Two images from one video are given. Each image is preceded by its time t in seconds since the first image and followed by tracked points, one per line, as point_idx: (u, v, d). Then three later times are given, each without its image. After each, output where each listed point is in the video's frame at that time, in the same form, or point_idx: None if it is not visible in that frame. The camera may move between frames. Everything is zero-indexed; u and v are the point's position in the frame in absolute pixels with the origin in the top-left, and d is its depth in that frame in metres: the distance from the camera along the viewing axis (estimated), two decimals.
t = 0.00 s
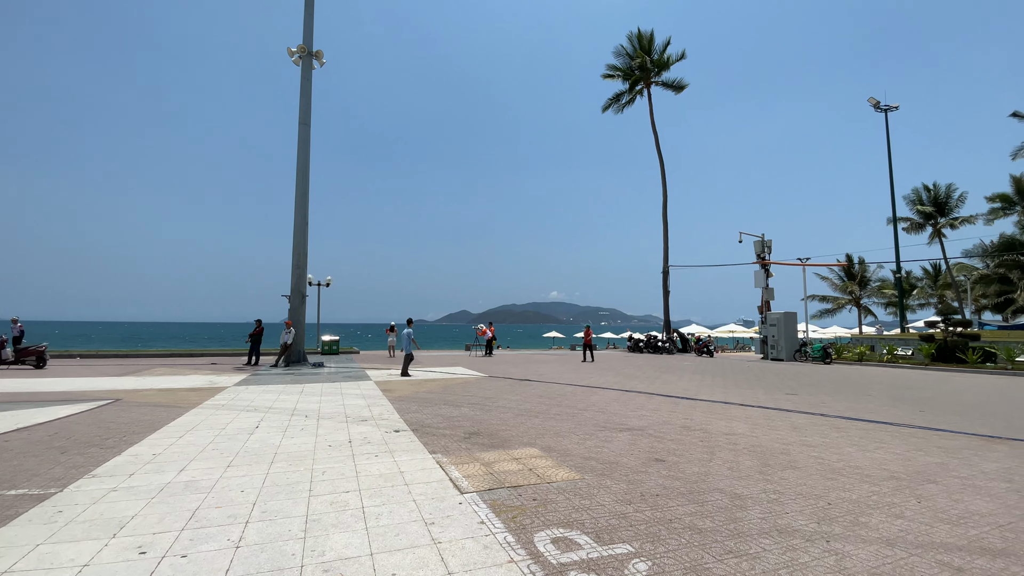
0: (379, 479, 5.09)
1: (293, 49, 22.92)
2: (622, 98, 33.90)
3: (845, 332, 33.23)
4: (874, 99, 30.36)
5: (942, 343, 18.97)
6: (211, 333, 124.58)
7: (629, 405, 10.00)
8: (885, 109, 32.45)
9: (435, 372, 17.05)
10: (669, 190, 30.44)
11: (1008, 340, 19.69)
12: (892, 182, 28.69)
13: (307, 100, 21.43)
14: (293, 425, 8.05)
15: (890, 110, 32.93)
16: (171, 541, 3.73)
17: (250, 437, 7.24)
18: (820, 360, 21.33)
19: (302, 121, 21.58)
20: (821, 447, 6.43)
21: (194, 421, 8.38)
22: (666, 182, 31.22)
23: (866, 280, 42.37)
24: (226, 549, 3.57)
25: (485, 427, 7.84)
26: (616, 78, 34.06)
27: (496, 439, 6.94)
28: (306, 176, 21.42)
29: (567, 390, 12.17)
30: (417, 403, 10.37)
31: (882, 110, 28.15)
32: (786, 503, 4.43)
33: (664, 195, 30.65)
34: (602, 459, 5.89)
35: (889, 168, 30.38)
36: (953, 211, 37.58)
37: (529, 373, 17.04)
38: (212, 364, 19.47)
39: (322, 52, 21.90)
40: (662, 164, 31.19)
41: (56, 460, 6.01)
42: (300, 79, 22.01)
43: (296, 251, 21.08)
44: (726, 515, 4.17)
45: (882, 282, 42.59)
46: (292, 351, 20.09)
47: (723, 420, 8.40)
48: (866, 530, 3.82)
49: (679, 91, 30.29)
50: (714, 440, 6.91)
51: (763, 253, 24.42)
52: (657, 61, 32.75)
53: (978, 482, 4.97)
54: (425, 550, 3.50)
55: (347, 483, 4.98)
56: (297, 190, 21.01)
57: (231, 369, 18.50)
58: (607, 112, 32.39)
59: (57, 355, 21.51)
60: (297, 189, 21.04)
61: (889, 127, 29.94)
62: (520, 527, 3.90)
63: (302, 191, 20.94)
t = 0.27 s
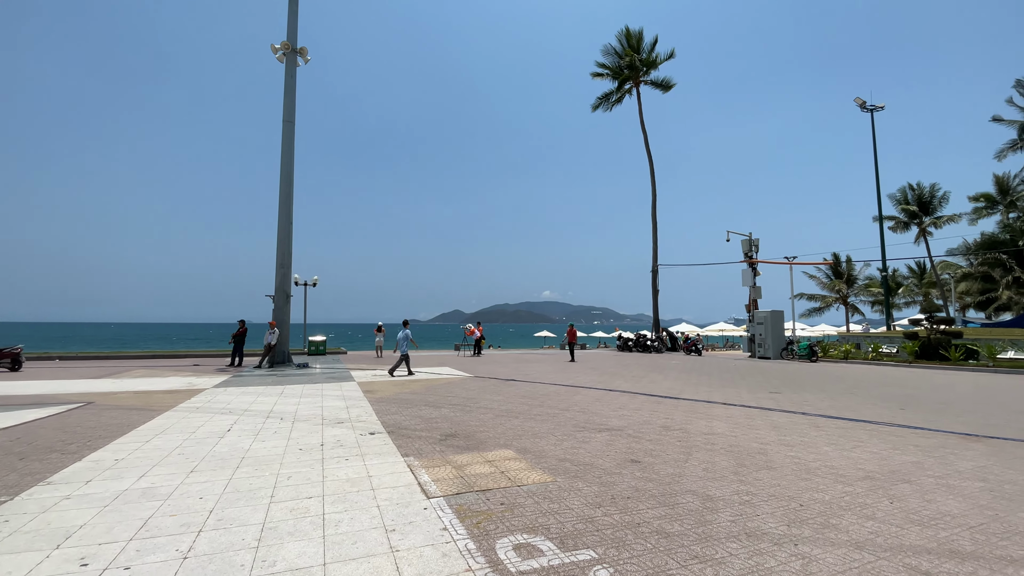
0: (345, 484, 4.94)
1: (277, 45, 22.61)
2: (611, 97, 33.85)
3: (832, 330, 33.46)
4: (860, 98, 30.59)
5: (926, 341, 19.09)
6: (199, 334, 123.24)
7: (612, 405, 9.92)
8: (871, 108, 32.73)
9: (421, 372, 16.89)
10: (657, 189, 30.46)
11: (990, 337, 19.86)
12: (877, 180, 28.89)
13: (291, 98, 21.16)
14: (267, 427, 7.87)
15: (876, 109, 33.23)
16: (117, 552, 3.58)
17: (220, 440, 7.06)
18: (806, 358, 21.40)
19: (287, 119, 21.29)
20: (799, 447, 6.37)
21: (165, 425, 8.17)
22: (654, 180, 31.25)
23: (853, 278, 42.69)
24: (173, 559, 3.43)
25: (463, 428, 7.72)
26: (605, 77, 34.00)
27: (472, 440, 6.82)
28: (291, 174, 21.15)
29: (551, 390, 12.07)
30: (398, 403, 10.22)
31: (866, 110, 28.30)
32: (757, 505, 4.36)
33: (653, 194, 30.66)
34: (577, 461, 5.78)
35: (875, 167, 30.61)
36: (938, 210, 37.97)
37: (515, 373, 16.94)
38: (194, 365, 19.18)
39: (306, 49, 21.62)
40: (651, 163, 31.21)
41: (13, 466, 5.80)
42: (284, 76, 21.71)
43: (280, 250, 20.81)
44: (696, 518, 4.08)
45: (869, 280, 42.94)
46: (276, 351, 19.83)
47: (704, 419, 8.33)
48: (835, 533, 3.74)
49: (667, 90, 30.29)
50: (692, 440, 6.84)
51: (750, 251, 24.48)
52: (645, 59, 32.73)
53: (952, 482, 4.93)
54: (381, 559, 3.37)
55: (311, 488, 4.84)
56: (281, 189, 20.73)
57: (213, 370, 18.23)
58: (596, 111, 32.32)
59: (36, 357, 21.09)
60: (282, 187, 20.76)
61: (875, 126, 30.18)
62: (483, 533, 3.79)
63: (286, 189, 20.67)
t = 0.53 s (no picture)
0: (310, 489, 4.79)
1: (261, 42, 22.29)
2: (600, 96, 33.79)
3: (820, 328, 33.66)
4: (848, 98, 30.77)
5: (910, 339, 19.19)
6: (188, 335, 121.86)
7: (595, 404, 9.82)
8: (859, 108, 32.97)
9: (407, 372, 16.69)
10: (646, 188, 30.46)
11: (974, 335, 20.03)
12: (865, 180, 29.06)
13: (276, 95, 20.85)
14: (240, 430, 7.68)
15: (863, 109, 33.50)
16: (60, 563, 3.42)
17: (189, 444, 6.86)
18: (793, 356, 21.46)
19: (271, 116, 21.00)
20: (779, 446, 6.30)
21: (136, 428, 7.96)
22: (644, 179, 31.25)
23: (841, 277, 42.99)
24: (118, 570, 3.27)
25: (442, 428, 7.58)
26: (594, 75, 33.93)
27: (448, 441, 6.68)
28: (275, 172, 20.86)
29: (535, 390, 11.95)
30: (379, 404, 10.05)
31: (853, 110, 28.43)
32: (732, 506, 4.26)
33: (642, 193, 30.66)
34: (553, 461, 5.67)
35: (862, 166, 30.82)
36: (923, 209, 38.33)
37: (502, 373, 16.81)
38: (177, 366, 18.88)
39: (291, 46, 21.33)
40: (640, 162, 31.21)
41: None
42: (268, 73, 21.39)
43: (264, 249, 20.51)
44: (669, 521, 3.97)
45: (857, 279, 43.26)
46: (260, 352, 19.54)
47: (686, 418, 8.25)
48: (809, 536, 3.65)
49: (656, 89, 30.28)
50: (672, 440, 6.74)
51: (738, 250, 24.52)
52: (635, 58, 32.72)
53: (930, 481, 4.86)
54: (336, 568, 3.23)
55: (274, 494, 4.70)
56: (265, 187, 20.44)
57: (195, 372, 17.91)
58: (585, 110, 32.25)
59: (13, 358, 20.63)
60: (266, 185, 20.48)
61: (862, 125, 30.40)
62: (446, 539, 3.65)
63: (271, 187, 20.38)
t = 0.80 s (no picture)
0: (270, 497, 4.59)
1: (244, 37, 21.91)
2: (589, 95, 33.71)
3: (807, 327, 33.86)
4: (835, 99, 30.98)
5: (895, 338, 19.32)
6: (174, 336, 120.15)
7: (578, 405, 9.68)
8: (845, 109, 33.26)
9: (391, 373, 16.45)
10: (635, 188, 30.46)
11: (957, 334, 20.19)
12: (851, 180, 29.22)
13: (258, 91, 20.49)
14: (209, 434, 7.43)
15: (850, 110, 33.76)
16: None
17: (153, 449, 6.61)
18: (780, 356, 21.50)
19: (253, 113, 20.64)
20: (759, 448, 6.19)
21: (101, 432, 7.68)
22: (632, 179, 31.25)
23: (828, 277, 43.34)
24: None
25: (418, 431, 7.39)
26: (583, 75, 33.84)
27: (423, 445, 6.50)
28: (258, 169, 20.50)
29: (518, 390, 11.78)
30: (357, 406, 9.83)
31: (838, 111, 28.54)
32: (706, 511, 4.13)
33: (631, 192, 30.64)
34: (527, 465, 5.51)
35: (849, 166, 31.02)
36: (909, 209, 38.74)
37: (487, 373, 16.64)
38: (156, 368, 18.49)
39: (274, 42, 20.99)
40: (629, 161, 31.19)
41: None
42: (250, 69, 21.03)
43: (246, 248, 20.14)
44: (640, 528, 3.82)
45: (843, 278, 43.64)
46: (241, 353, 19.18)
47: (668, 419, 8.14)
48: (783, 543, 3.52)
49: (645, 88, 30.27)
50: (652, 442, 6.61)
51: (725, 250, 24.56)
52: (623, 58, 32.69)
53: (910, 483, 4.76)
54: None
55: (231, 502, 4.51)
56: (247, 185, 20.09)
57: (173, 373, 17.52)
58: (574, 109, 32.17)
59: None
60: (248, 183, 20.13)
61: (848, 126, 30.64)
62: (405, 550, 3.47)
63: (253, 185, 20.03)
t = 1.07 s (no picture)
0: (224, 509, 4.40)
1: (221, 32, 21.45)
2: (574, 95, 33.68)
3: (789, 327, 34.24)
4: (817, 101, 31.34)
5: (874, 337, 19.56)
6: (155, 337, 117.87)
7: (556, 406, 9.56)
8: (827, 111, 33.67)
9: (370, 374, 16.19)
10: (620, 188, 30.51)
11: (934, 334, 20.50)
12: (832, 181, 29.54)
13: (236, 87, 20.07)
14: (171, 440, 7.17)
15: (831, 112, 34.18)
16: None
17: (109, 456, 6.34)
18: (761, 355, 21.65)
19: (231, 110, 20.22)
20: (733, 451, 6.12)
21: (57, 438, 7.37)
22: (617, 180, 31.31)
23: (811, 277, 43.85)
24: None
25: (389, 435, 7.20)
26: (568, 75, 33.79)
27: (392, 450, 6.32)
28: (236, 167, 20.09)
29: (498, 392, 11.64)
30: (330, 409, 9.60)
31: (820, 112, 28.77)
32: (674, 518, 4.02)
33: (616, 193, 30.68)
34: (497, 470, 5.35)
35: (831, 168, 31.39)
36: (888, 211, 39.36)
37: (469, 375, 16.48)
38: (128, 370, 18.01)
39: (252, 37, 20.58)
40: (613, 162, 31.23)
41: None
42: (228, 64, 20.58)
43: (223, 248, 19.71)
44: (604, 537, 3.70)
45: (825, 279, 44.23)
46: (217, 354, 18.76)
47: (645, 421, 8.06)
48: (748, 552, 3.42)
49: (629, 89, 30.31)
50: (626, 445, 6.51)
51: (708, 250, 24.67)
52: (608, 58, 32.71)
53: (880, 487, 4.71)
54: None
55: (181, 514, 4.31)
56: (225, 183, 19.67)
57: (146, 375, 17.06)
58: (559, 109, 32.09)
59: None
60: (226, 181, 19.70)
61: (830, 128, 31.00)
62: (356, 565, 3.31)
63: (231, 183, 19.62)
